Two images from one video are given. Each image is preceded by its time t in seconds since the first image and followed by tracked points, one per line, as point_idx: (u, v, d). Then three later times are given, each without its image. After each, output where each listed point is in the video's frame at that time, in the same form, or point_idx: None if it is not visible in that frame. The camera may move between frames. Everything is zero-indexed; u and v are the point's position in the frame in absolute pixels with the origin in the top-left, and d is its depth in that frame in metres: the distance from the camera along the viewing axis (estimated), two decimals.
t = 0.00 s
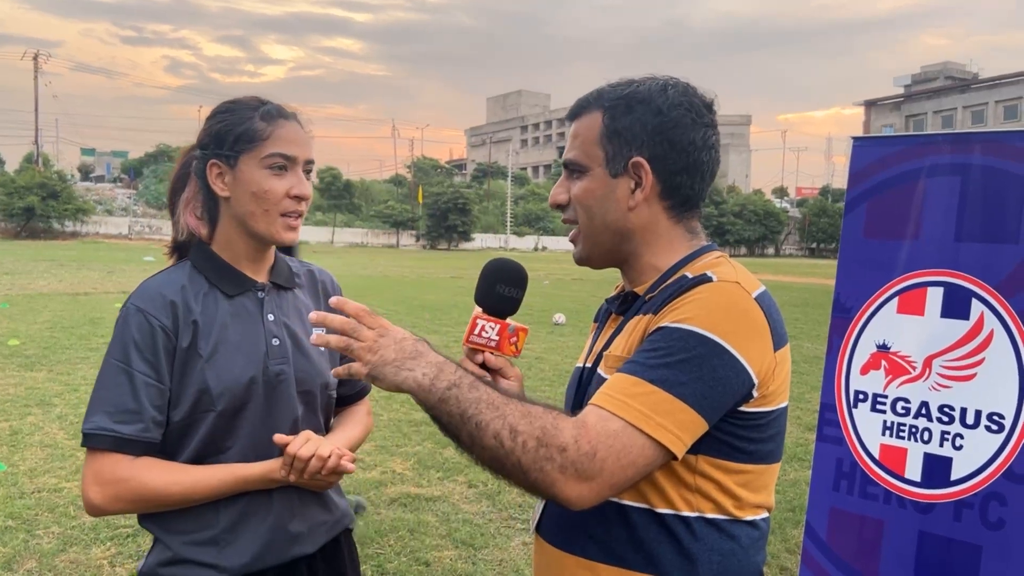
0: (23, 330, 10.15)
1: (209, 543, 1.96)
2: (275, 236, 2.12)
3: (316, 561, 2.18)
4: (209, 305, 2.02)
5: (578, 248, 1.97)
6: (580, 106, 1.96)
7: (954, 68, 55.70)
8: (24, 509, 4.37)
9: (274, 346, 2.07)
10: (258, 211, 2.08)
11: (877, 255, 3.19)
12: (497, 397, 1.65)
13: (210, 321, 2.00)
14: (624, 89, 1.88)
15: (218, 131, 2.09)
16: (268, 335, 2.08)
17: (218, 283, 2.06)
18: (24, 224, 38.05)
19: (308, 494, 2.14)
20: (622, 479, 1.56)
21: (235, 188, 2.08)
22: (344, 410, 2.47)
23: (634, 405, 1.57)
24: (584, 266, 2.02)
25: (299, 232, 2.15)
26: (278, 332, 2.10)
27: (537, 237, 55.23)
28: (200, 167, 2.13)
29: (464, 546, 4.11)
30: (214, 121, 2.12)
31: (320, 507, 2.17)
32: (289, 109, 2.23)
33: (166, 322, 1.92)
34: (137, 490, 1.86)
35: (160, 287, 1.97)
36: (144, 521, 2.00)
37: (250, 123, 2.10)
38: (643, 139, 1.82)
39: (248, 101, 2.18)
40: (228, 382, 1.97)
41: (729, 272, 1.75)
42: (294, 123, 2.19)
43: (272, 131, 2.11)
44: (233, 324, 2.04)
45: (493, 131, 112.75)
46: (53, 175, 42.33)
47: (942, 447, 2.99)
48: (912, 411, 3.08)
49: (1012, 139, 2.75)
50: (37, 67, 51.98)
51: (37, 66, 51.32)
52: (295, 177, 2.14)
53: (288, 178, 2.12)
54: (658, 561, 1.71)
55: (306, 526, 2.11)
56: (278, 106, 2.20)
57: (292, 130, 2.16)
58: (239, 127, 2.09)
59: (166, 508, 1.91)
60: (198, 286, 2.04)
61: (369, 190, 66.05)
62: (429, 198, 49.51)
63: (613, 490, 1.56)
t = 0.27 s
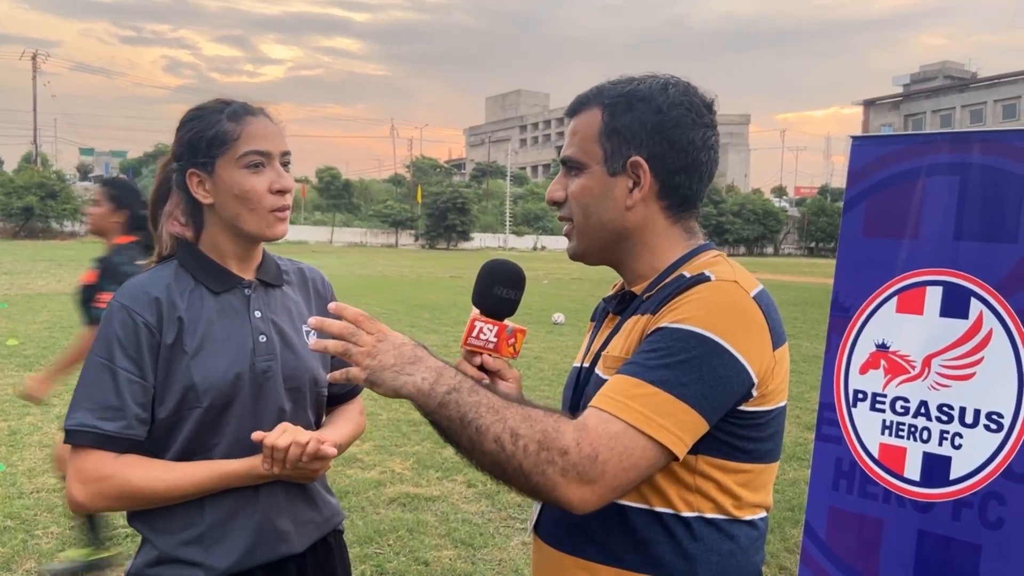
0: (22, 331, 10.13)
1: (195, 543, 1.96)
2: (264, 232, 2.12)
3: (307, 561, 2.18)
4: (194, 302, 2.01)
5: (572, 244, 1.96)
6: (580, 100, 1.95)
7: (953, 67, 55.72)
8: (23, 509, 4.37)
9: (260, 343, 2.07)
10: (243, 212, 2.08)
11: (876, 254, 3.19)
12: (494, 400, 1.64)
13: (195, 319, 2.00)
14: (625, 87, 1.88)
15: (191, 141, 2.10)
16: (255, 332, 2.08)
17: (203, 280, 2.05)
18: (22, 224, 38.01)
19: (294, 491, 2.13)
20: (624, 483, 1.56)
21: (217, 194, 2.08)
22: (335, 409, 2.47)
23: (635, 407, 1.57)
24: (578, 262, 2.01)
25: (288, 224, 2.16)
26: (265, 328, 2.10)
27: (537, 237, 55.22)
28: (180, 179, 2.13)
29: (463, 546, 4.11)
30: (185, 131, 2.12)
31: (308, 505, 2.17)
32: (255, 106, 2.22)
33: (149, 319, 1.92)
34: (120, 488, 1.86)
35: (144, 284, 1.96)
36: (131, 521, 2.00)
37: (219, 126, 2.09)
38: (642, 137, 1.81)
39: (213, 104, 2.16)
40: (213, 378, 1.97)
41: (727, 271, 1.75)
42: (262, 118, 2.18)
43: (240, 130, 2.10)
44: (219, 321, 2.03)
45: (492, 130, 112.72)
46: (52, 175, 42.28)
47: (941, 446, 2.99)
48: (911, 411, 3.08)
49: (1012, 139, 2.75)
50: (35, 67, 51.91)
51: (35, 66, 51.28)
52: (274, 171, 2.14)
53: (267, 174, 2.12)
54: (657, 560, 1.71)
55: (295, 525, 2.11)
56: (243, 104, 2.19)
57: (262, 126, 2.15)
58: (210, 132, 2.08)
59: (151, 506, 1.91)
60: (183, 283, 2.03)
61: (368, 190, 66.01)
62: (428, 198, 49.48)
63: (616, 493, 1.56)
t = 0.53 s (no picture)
0: (20, 330, 10.11)
1: (191, 544, 1.95)
2: (254, 236, 2.11)
3: (303, 562, 2.18)
4: (185, 303, 2.01)
5: (571, 244, 1.96)
6: (572, 104, 1.95)
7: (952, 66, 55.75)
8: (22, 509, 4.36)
9: (253, 343, 2.07)
10: (236, 211, 2.08)
11: (875, 253, 3.19)
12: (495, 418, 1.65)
13: (187, 319, 1.99)
14: (618, 87, 1.88)
15: (195, 133, 2.09)
16: (247, 332, 2.08)
17: (194, 281, 2.05)
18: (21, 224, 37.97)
19: (289, 490, 2.13)
20: (636, 490, 1.56)
21: (213, 188, 2.08)
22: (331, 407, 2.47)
23: (642, 412, 1.57)
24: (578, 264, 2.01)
25: (280, 232, 2.15)
26: (256, 328, 2.10)
27: (536, 236, 55.20)
28: (178, 168, 2.12)
29: (462, 545, 4.11)
30: (192, 122, 2.11)
31: (303, 505, 2.17)
32: (266, 112, 2.24)
33: (141, 320, 1.92)
34: (119, 484, 1.84)
35: (135, 286, 1.96)
36: (126, 523, 2.00)
37: (228, 125, 2.10)
38: (637, 137, 1.81)
39: (225, 102, 2.17)
40: (206, 378, 1.97)
41: (727, 271, 1.75)
42: (272, 125, 2.19)
43: (249, 133, 2.11)
44: (211, 321, 2.03)
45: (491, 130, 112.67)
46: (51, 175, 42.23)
47: (940, 445, 2.99)
48: (910, 410, 3.09)
49: (1011, 138, 2.75)
50: (33, 66, 51.83)
51: (34, 65, 51.22)
52: (274, 178, 2.14)
53: (267, 179, 2.13)
54: (657, 560, 1.71)
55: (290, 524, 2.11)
56: (255, 107, 2.20)
57: (270, 132, 2.17)
58: (217, 129, 2.09)
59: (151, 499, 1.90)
60: (174, 285, 2.03)
61: (367, 189, 65.97)
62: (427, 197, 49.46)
63: (629, 500, 1.56)
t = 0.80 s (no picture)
0: (21, 331, 10.10)
1: (192, 544, 1.95)
2: (262, 241, 2.11)
3: (307, 562, 2.18)
4: (195, 301, 2.02)
5: (571, 243, 1.96)
6: (575, 104, 1.95)
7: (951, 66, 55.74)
8: (23, 509, 4.36)
9: (261, 342, 2.08)
10: (243, 218, 2.08)
11: (876, 253, 3.19)
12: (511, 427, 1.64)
13: (197, 317, 2.00)
14: (620, 87, 1.89)
15: (202, 139, 2.08)
16: (255, 331, 2.08)
17: (203, 280, 2.05)
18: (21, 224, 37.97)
19: (295, 489, 2.12)
20: (652, 495, 1.56)
21: (221, 195, 2.08)
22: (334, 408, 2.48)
23: (651, 416, 1.57)
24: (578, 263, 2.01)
25: (286, 235, 2.16)
26: (264, 327, 2.11)
27: (536, 236, 55.19)
28: (184, 173, 2.11)
29: (463, 545, 4.11)
30: (197, 128, 2.11)
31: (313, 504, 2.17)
32: (275, 113, 2.23)
33: (153, 317, 1.92)
34: (132, 480, 1.83)
35: (145, 283, 1.97)
36: (131, 524, 2.00)
37: (234, 131, 2.09)
38: (639, 136, 1.82)
39: (230, 106, 2.16)
40: (216, 376, 1.98)
41: (729, 270, 1.75)
42: (279, 129, 2.18)
43: (256, 140, 2.10)
44: (220, 319, 2.04)
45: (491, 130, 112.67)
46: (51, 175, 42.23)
47: (941, 445, 2.99)
48: (912, 410, 3.09)
49: (1012, 138, 2.75)
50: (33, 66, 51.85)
51: (34, 66, 51.23)
52: (280, 184, 2.14)
53: (274, 185, 2.12)
54: (659, 561, 1.71)
55: (296, 525, 2.11)
56: (261, 111, 2.19)
57: (277, 137, 2.15)
58: (224, 135, 2.08)
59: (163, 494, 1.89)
60: (183, 284, 2.03)
61: (367, 189, 65.97)
62: (427, 197, 49.46)
63: (645, 505, 1.56)
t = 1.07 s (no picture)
0: (22, 331, 10.10)
1: (200, 545, 1.95)
2: (269, 237, 2.11)
3: (314, 564, 2.18)
4: (203, 303, 2.02)
5: (577, 245, 1.96)
6: (579, 106, 1.95)
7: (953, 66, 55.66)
8: (25, 510, 4.37)
9: (268, 344, 2.07)
10: (252, 212, 2.08)
11: (878, 253, 3.18)
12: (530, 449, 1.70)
13: (204, 319, 2.00)
14: (624, 88, 1.88)
15: (213, 133, 2.10)
16: (263, 333, 2.08)
17: (211, 280, 2.05)
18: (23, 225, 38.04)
19: (303, 494, 2.13)
20: (650, 491, 1.53)
21: (230, 189, 2.08)
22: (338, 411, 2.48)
23: (652, 412, 1.56)
24: (584, 263, 2.01)
25: (293, 232, 2.15)
26: (272, 329, 2.10)
27: (537, 237, 55.18)
28: (194, 168, 2.12)
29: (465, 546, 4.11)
30: (209, 124, 2.12)
31: (318, 508, 2.17)
32: (285, 113, 2.23)
33: (160, 320, 1.92)
34: (133, 486, 1.85)
35: (154, 284, 1.97)
36: (138, 525, 2.00)
37: (246, 126, 2.10)
38: (643, 136, 1.82)
39: (243, 104, 2.17)
40: (222, 377, 1.96)
41: (736, 268, 1.76)
42: (290, 126, 2.19)
43: (267, 135, 2.11)
44: (227, 321, 2.04)
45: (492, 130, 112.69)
46: (52, 176, 42.27)
47: (943, 446, 2.99)
48: (914, 411, 3.08)
49: (1014, 138, 2.75)
50: (35, 67, 51.92)
51: (36, 66, 51.30)
52: (290, 180, 2.15)
53: (283, 181, 2.13)
54: (662, 562, 1.70)
55: (300, 529, 2.12)
56: (273, 109, 2.20)
57: (288, 134, 2.16)
58: (235, 130, 2.09)
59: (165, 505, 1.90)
60: (191, 284, 2.03)
61: (368, 190, 66.04)
62: (428, 198, 49.47)
63: (643, 500, 1.53)
